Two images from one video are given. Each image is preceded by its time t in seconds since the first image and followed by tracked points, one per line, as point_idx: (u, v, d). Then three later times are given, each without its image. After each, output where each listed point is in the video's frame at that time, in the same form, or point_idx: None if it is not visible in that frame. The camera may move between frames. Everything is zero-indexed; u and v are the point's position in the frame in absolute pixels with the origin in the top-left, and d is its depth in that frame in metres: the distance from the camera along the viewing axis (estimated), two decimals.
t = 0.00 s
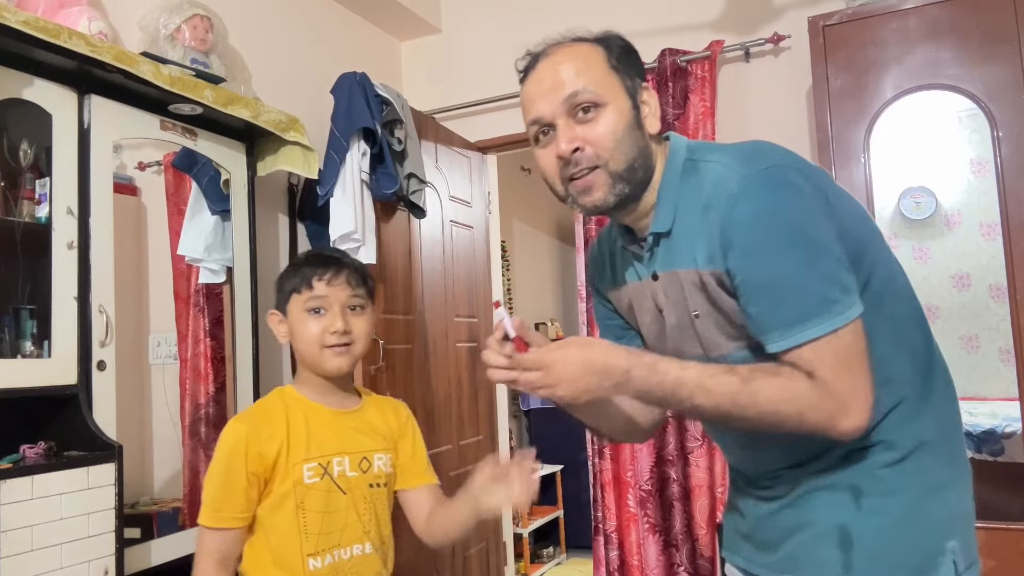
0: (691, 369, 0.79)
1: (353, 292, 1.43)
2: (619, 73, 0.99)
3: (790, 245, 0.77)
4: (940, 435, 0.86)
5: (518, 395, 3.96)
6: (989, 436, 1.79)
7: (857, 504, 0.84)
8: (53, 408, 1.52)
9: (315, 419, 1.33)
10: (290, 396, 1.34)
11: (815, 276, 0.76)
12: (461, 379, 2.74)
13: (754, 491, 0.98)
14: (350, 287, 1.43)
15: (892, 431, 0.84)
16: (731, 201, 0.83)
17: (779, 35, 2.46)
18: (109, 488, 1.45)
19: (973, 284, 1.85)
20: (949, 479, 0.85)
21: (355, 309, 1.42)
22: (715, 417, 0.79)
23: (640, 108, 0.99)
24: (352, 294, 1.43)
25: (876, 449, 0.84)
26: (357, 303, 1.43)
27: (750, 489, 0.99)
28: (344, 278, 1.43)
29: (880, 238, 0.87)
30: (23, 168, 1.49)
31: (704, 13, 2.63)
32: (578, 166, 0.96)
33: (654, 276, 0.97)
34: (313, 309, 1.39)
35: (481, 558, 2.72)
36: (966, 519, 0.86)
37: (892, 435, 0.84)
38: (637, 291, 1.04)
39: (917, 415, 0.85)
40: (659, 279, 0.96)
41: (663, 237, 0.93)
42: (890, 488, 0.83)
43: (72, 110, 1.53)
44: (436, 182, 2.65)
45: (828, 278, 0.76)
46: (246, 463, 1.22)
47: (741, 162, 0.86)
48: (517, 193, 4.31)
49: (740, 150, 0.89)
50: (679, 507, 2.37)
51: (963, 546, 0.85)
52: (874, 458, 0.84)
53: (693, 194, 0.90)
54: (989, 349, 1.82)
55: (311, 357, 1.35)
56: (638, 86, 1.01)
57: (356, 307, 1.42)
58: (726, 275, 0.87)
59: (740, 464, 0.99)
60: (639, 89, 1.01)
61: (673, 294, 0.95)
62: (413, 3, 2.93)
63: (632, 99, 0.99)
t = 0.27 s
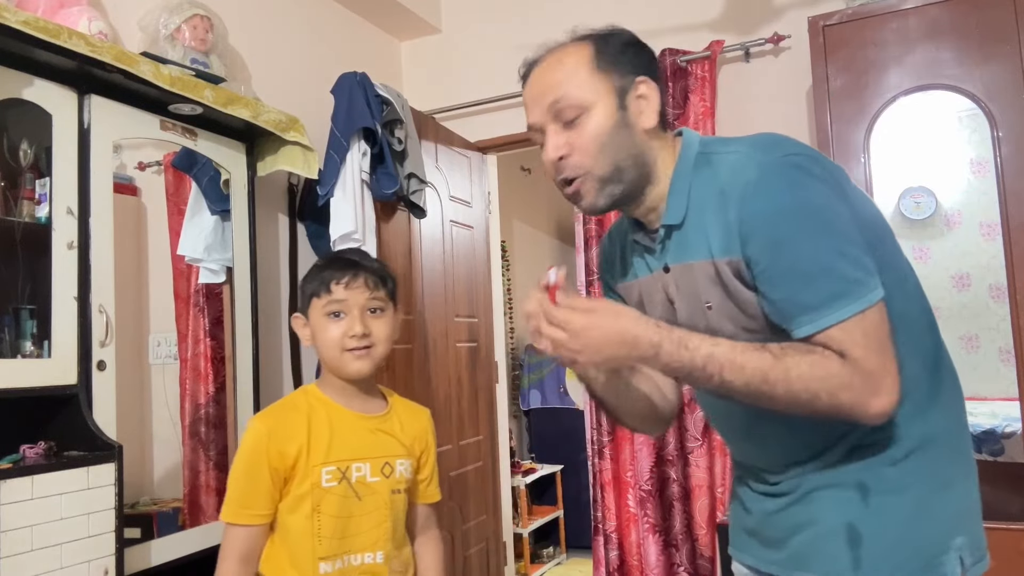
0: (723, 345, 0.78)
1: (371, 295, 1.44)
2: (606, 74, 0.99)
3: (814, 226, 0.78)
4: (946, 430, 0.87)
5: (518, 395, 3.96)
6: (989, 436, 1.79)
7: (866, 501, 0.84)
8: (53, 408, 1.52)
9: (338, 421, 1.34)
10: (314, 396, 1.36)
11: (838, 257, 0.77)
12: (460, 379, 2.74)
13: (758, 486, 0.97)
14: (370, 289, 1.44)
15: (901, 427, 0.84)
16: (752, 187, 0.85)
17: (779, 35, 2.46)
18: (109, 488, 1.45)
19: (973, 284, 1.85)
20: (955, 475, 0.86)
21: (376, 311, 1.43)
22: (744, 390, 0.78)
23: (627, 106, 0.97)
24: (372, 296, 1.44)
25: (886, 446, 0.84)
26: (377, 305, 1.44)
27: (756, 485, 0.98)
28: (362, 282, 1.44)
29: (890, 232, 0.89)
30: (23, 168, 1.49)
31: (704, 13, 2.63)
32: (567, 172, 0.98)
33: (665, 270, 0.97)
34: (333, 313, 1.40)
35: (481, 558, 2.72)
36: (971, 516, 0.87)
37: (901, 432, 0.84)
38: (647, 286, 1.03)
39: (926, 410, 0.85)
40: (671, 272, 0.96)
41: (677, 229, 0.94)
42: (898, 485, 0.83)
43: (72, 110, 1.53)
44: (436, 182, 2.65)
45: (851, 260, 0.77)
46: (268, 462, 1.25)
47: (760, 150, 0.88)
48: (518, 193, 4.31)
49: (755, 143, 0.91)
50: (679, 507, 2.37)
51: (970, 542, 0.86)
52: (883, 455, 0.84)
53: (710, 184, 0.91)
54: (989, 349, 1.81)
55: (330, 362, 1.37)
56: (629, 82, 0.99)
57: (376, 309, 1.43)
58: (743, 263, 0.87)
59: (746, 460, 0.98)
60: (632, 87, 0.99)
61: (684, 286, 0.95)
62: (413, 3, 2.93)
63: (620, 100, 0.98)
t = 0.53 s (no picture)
0: (692, 357, 0.81)
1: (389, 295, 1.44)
2: (569, 113, 0.99)
3: (804, 239, 0.78)
4: (960, 432, 0.86)
5: (518, 395, 3.96)
6: (989, 436, 1.79)
7: (879, 502, 0.84)
8: (53, 408, 1.52)
9: (357, 419, 1.35)
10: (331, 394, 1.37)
11: (824, 273, 0.77)
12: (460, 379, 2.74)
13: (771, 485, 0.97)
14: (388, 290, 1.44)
15: (914, 428, 0.84)
16: (746, 197, 0.85)
17: (779, 35, 2.47)
18: (109, 488, 1.45)
19: (973, 284, 1.84)
20: (969, 476, 0.85)
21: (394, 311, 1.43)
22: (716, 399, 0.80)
23: (593, 146, 0.97)
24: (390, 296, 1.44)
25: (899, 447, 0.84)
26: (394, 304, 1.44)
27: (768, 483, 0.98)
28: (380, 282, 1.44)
29: (896, 235, 0.88)
30: (23, 168, 1.48)
31: (704, 13, 2.63)
32: (556, 208, 1.05)
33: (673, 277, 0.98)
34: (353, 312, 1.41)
35: (481, 558, 2.72)
36: (985, 517, 0.86)
37: (914, 433, 0.84)
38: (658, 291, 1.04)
39: (940, 411, 0.85)
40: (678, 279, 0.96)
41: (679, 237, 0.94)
42: (911, 486, 0.83)
43: (72, 109, 1.52)
44: (436, 182, 2.65)
45: (838, 275, 0.77)
46: (293, 459, 1.26)
47: (757, 159, 0.87)
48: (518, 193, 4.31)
49: (756, 149, 0.90)
50: (679, 507, 2.37)
51: (983, 543, 0.85)
52: (895, 455, 0.84)
53: (707, 192, 0.91)
54: (989, 349, 1.81)
55: (350, 363, 1.36)
56: (595, 116, 0.97)
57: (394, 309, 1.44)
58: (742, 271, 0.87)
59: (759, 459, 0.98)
60: (598, 121, 0.97)
61: (692, 293, 0.95)
62: (413, 3, 2.93)
63: (581, 138, 0.98)
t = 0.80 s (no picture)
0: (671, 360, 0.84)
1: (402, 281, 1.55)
2: (555, 135, 1.00)
3: (775, 250, 0.77)
4: (970, 435, 0.85)
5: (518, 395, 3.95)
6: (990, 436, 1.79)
7: (887, 503, 0.84)
8: (52, 408, 1.52)
9: (371, 425, 1.38)
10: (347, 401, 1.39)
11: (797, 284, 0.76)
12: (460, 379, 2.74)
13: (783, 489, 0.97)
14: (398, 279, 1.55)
15: (923, 429, 0.83)
16: (720, 208, 0.84)
17: (779, 35, 2.47)
18: (109, 488, 1.45)
19: (973, 284, 1.84)
20: (980, 478, 0.85)
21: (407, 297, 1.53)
22: (695, 405, 0.80)
23: (578, 166, 0.99)
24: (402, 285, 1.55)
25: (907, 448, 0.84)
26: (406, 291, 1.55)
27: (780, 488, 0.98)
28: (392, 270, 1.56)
29: (893, 234, 0.87)
30: (23, 168, 1.49)
31: (705, 13, 2.63)
32: (550, 227, 1.06)
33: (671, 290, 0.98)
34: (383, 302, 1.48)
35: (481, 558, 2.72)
36: (998, 519, 0.86)
37: (922, 433, 0.83)
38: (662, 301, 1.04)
39: (948, 412, 0.84)
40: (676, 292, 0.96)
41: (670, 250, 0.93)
42: (920, 487, 0.83)
43: (72, 109, 1.52)
44: (436, 182, 2.65)
45: (811, 285, 0.75)
46: (313, 466, 1.28)
47: (732, 168, 0.86)
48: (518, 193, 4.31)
49: (734, 155, 0.89)
50: (679, 507, 2.37)
51: (996, 545, 0.85)
52: (903, 456, 0.84)
53: (688, 202, 0.90)
54: (989, 349, 1.80)
55: (402, 341, 1.43)
56: (580, 137, 0.98)
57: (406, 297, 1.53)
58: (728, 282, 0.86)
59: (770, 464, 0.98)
60: (583, 142, 0.98)
61: (688, 304, 0.95)
62: (413, 3, 2.93)
63: (568, 160, 0.99)
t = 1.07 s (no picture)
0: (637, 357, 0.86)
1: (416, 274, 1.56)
2: (552, 142, 1.00)
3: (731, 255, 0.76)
4: (971, 440, 0.83)
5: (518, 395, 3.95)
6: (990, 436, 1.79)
7: (873, 501, 0.83)
8: (52, 408, 1.52)
9: (403, 422, 1.38)
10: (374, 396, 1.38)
11: (750, 288, 0.75)
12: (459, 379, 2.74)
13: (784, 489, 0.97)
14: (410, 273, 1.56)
15: (920, 431, 0.82)
16: (687, 211, 0.83)
17: (779, 35, 2.46)
18: (109, 488, 1.45)
19: (973, 283, 1.83)
20: (980, 483, 0.83)
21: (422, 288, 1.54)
22: (647, 407, 0.81)
23: (576, 170, 0.99)
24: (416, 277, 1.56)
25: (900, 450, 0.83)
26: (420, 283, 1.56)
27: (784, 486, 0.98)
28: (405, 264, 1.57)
29: (889, 236, 0.86)
30: (23, 168, 1.49)
31: (704, 13, 2.63)
32: (553, 234, 1.07)
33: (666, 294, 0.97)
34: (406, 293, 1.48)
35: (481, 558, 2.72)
36: (999, 525, 0.84)
37: (916, 435, 0.82)
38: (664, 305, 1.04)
39: (946, 416, 0.83)
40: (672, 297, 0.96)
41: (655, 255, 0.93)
42: (910, 488, 0.82)
43: (72, 109, 1.52)
44: (436, 182, 2.65)
45: (763, 290, 0.75)
46: (356, 463, 1.27)
47: (707, 170, 0.85)
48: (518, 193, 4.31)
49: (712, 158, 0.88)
50: (679, 507, 2.37)
51: (991, 552, 0.83)
52: (895, 457, 0.83)
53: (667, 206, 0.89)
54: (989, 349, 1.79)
55: (431, 329, 1.44)
56: (576, 142, 0.98)
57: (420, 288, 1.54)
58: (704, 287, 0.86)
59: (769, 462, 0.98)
60: (580, 146, 0.98)
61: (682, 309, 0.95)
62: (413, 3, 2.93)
63: (565, 165, 0.99)
